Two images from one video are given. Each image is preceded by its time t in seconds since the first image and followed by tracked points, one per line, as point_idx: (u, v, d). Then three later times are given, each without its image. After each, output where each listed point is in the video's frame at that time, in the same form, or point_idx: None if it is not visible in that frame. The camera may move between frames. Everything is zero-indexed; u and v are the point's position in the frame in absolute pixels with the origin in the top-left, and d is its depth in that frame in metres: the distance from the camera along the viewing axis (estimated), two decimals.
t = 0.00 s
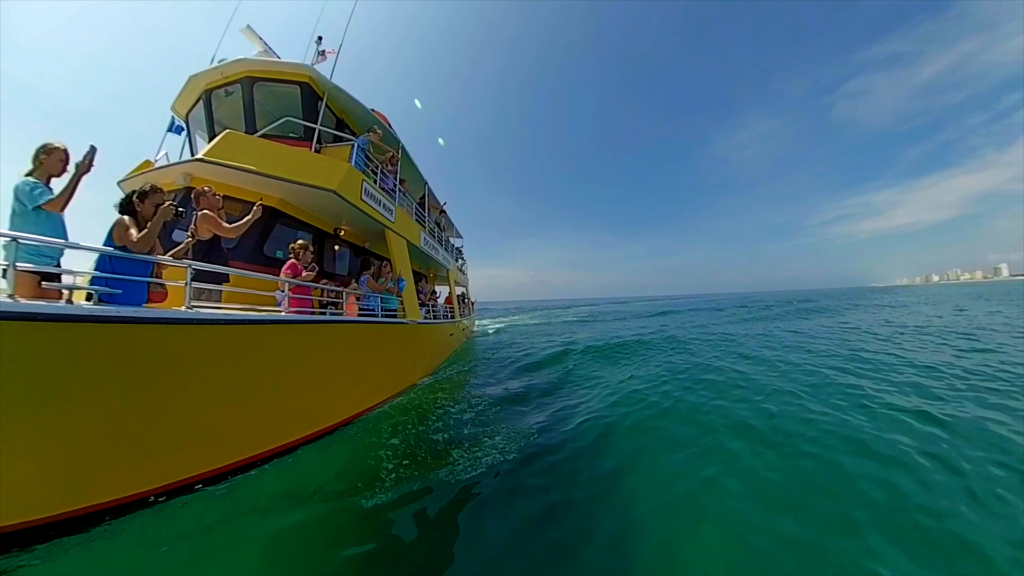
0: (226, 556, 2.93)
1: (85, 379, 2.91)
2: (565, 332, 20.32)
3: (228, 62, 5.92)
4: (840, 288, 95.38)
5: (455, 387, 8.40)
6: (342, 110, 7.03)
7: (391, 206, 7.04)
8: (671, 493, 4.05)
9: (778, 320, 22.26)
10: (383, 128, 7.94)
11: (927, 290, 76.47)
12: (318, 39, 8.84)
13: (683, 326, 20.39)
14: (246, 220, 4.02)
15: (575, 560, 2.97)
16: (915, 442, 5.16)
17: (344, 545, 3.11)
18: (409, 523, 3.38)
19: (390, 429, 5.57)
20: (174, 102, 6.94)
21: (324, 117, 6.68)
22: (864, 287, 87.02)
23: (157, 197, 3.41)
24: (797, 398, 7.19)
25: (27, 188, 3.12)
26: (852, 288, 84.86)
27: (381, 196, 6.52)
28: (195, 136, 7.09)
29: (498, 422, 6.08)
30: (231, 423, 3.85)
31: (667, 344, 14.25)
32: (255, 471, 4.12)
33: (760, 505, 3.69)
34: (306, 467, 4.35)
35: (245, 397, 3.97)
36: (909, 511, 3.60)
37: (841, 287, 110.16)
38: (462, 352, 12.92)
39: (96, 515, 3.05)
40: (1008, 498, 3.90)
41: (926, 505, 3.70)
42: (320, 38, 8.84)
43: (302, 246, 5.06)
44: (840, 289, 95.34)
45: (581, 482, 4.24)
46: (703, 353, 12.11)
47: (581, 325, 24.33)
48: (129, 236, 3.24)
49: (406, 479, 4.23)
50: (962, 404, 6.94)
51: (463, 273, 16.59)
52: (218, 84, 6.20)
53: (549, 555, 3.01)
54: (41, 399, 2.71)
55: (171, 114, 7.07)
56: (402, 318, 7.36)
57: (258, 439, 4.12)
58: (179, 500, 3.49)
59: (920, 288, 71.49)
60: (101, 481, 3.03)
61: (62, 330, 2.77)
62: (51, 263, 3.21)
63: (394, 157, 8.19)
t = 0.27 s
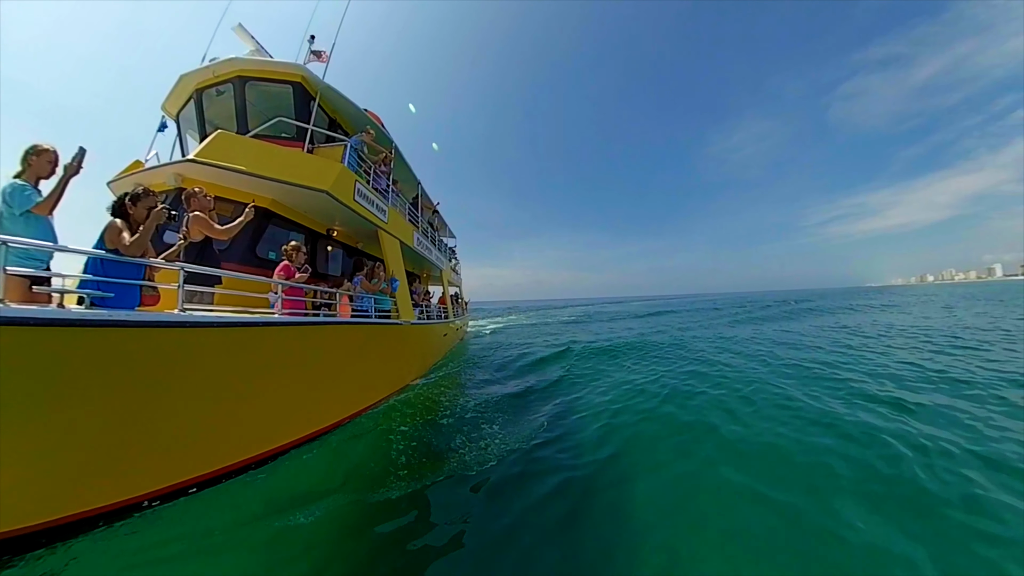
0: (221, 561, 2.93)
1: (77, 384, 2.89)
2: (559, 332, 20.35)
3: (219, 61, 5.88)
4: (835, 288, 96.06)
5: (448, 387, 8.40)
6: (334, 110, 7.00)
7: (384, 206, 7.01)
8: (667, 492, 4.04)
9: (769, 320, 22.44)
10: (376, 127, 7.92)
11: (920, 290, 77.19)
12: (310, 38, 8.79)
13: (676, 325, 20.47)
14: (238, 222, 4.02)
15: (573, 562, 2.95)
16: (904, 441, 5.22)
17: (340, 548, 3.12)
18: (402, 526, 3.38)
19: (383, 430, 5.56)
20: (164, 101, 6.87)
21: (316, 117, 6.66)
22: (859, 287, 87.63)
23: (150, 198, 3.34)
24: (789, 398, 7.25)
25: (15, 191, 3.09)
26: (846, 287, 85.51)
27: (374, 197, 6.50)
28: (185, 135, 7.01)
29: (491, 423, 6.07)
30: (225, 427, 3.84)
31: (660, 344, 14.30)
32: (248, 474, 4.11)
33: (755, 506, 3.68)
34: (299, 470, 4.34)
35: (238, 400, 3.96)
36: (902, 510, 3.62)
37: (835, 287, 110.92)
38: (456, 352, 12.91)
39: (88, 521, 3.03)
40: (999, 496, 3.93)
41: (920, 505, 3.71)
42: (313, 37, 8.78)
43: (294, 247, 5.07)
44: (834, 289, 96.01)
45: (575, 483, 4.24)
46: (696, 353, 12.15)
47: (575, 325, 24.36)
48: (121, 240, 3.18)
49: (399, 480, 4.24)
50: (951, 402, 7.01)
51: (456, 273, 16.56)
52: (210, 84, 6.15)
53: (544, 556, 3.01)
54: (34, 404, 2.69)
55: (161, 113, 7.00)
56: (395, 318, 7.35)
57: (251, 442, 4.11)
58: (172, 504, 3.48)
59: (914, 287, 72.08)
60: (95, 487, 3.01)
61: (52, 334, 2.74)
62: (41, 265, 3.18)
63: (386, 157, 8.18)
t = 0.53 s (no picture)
0: (217, 564, 2.95)
1: (73, 388, 2.88)
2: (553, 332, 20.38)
3: (212, 61, 5.85)
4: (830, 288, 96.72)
5: (442, 387, 8.40)
6: (327, 111, 7.00)
7: (378, 207, 7.01)
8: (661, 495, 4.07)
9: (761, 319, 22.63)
10: (369, 128, 7.91)
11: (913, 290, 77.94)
12: (304, 38, 8.77)
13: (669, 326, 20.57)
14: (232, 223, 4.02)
15: (566, 563, 3.00)
16: (894, 440, 5.29)
17: (334, 549, 3.14)
18: (396, 528, 3.40)
19: (375, 432, 5.56)
20: (156, 101, 6.81)
21: (310, 117, 6.65)
22: (853, 287, 88.28)
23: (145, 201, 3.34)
24: (780, 399, 7.31)
25: (8, 193, 3.07)
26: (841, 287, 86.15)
27: (368, 198, 6.50)
28: (177, 135, 6.95)
29: (484, 424, 6.09)
30: (220, 429, 3.84)
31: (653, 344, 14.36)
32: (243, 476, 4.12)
33: (747, 507, 3.74)
34: (293, 471, 4.35)
35: (234, 402, 3.96)
36: (894, 511, 3.66)
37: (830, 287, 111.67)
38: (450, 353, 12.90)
39: (83, 525, 3.03)
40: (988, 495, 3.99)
41: (911, 505, 3.76)
42: (306, 37, 8.77)
43: (289, 249, 5.14)
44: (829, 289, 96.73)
45: (570, 485, 4.26)
46: (689, 354, 12.21)
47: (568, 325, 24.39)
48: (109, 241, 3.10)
49: (391, 482, 4.25)
50: (940, 402, 7.11)
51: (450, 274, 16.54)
52: (203, 84, 6.11)
53: (534, 556, 3.07)
54: (32, 409, 2.69)
55: (153, 113, 6.94)
56: (389, 319, 7.35)
57: (246, 444, 4.12)
58: (167, 508, 3.49)
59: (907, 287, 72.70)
60: (90, 491, 3.01)
61: (47, 337, 2.73)
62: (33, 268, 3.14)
63: (380, 158, 8.16)
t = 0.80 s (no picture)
0: (212, 564, 2.96)
1: (66, 387, 2.87)
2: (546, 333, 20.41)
3: (206, 60, 5.82)
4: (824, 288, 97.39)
5: (435, 387, 8.42)
6: (321, 111, 7.00)
7: (372, 208, 7.01)
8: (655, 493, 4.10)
9: (752, 320, 22.81)
10: (363, 128, 7.91)
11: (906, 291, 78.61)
12: (299, 36, 8.75)
13: (661, 326, 20.70)
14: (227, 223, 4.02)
15: (561, 562, 3.04)
16: (883, 439, 5.37)
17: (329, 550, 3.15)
18: (390, 528, 3.41)
19: (368, 432, 5.57)
20: (148, 99, 6.76)
21: (304, 118, 6.64)
22: (846, 287, 89.07)
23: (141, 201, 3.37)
24: (772, 398, 7.39)
25: (4, 193, 3.05)
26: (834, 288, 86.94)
27: (362, 198, 6.49)
28: (170, 133, 6.89)
29: (477, 424, 6.11)
30: (214, 429, 3.84)
31: (646, 345, 14.43)
32: (236, 477, 4.11)
33: (738, 504, 3.78)
34: (286, 472, 4.35)
35: (228, 403, 3.96)
36: (885, 506, 3.71)
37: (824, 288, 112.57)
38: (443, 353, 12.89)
39: (77, 527, 3.02)
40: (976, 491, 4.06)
41: (903, 500, 3.82)
42: (302, 35, 8.75)
43: (283, 248, 5.25)
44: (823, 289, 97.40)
45: (563, 484, 4.28)
46: (682, 354, 12.29)
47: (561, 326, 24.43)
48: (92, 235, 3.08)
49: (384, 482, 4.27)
50: (927, 401, 7.22)
51: (443, 274, 16.52)
52: (196, 82, 6.08)
53: (527, 553, 3.13)
54: (25, 408, 2.67)
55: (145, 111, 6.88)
56: (382, 319, 7.36)
57: (240, 444, 4.11)
58: (161, 509, 3.49)
59: (899, 288, 73.47)
60: (84, 491, 2.99)
61: (45, 336, 2.74)
62: (29, 267, 3.13)
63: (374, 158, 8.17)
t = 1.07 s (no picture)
0: (209, 563, 2.97)
1: (62, 386, 2.86)
2: (539, 333, 20.45)
3: (202, 59, 5.79)
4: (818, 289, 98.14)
5: (429, 387, 8.43)
6: (316, 111, 7.00)
7: (366, 208, 7.01)
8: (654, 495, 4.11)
9: (743, 320, 23.01)
10: (357, 128, 7.91)
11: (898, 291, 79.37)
12: (294, 36, 8.73)
13: (654, 326, 20.82)
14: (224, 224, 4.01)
15: (558, 561, 3.07)
16: (873, 440, 5.45)
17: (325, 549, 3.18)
18: (386, 528, 3.44)
19: (361, 432, 5.58)
20: (142, 97, 6.70)
21: (299, 118, 6.64)
22: (840, 287, 89.80)
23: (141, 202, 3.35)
24: (763, 398, 7.47)
25: (2, 193, 3.04)
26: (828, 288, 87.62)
27: (356, 199, 6.50)
28: (164, 132, 6.85)
29: (470, 424, 6.13)
30: (210, 430, 3.85)
31: (639, 345, 14.50)
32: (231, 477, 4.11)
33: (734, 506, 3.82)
34: (281, 473, 4.36)
35: (223, 403, 3.96)
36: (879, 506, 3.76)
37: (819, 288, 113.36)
38: (437, 354, 12.89)
39: (72, 529, 3.02)
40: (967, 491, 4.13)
41: (896, 499, 3.87)
42: (297, 35, 8.74)
43: (279, 248, 5.30)
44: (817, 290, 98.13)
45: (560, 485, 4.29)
46: (675, 354, 12.37)
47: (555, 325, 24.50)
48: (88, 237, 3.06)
49: (378, 481, 4.29)
50: (914, 401, 7.35)
51: (436, 274, 16.51)
52: (191, 81, 6.05)
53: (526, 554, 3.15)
54: (20, 408, 2.66)
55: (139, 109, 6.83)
56: (377, 319, 7.36)
57: (235, 445, 4.12)
58: (156, 509, 3.50)
59: (891, 289, 74.18)
60: (79, 492, 2.98)
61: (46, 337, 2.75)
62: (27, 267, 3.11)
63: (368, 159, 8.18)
